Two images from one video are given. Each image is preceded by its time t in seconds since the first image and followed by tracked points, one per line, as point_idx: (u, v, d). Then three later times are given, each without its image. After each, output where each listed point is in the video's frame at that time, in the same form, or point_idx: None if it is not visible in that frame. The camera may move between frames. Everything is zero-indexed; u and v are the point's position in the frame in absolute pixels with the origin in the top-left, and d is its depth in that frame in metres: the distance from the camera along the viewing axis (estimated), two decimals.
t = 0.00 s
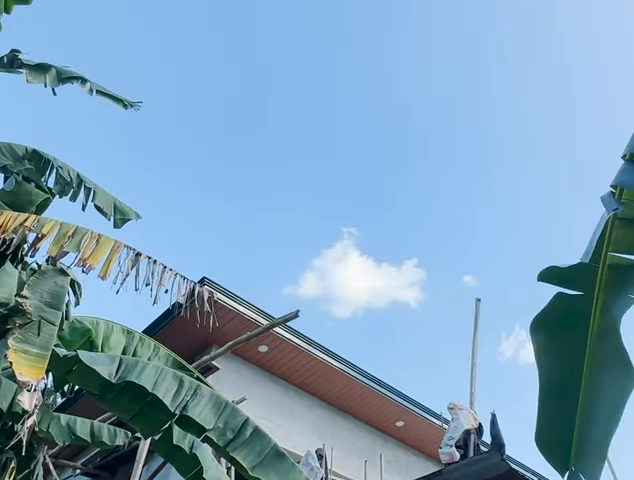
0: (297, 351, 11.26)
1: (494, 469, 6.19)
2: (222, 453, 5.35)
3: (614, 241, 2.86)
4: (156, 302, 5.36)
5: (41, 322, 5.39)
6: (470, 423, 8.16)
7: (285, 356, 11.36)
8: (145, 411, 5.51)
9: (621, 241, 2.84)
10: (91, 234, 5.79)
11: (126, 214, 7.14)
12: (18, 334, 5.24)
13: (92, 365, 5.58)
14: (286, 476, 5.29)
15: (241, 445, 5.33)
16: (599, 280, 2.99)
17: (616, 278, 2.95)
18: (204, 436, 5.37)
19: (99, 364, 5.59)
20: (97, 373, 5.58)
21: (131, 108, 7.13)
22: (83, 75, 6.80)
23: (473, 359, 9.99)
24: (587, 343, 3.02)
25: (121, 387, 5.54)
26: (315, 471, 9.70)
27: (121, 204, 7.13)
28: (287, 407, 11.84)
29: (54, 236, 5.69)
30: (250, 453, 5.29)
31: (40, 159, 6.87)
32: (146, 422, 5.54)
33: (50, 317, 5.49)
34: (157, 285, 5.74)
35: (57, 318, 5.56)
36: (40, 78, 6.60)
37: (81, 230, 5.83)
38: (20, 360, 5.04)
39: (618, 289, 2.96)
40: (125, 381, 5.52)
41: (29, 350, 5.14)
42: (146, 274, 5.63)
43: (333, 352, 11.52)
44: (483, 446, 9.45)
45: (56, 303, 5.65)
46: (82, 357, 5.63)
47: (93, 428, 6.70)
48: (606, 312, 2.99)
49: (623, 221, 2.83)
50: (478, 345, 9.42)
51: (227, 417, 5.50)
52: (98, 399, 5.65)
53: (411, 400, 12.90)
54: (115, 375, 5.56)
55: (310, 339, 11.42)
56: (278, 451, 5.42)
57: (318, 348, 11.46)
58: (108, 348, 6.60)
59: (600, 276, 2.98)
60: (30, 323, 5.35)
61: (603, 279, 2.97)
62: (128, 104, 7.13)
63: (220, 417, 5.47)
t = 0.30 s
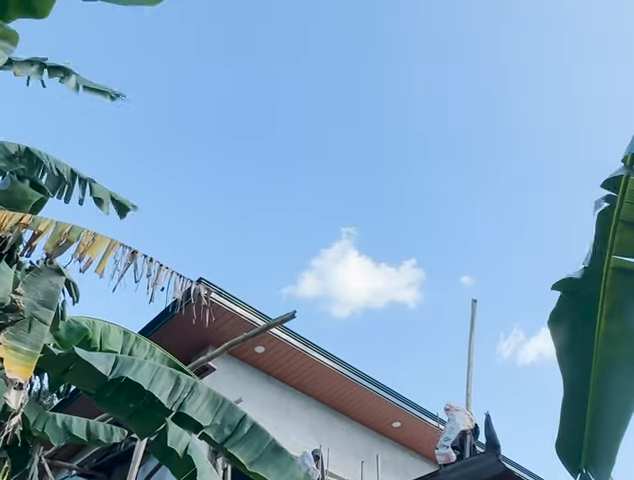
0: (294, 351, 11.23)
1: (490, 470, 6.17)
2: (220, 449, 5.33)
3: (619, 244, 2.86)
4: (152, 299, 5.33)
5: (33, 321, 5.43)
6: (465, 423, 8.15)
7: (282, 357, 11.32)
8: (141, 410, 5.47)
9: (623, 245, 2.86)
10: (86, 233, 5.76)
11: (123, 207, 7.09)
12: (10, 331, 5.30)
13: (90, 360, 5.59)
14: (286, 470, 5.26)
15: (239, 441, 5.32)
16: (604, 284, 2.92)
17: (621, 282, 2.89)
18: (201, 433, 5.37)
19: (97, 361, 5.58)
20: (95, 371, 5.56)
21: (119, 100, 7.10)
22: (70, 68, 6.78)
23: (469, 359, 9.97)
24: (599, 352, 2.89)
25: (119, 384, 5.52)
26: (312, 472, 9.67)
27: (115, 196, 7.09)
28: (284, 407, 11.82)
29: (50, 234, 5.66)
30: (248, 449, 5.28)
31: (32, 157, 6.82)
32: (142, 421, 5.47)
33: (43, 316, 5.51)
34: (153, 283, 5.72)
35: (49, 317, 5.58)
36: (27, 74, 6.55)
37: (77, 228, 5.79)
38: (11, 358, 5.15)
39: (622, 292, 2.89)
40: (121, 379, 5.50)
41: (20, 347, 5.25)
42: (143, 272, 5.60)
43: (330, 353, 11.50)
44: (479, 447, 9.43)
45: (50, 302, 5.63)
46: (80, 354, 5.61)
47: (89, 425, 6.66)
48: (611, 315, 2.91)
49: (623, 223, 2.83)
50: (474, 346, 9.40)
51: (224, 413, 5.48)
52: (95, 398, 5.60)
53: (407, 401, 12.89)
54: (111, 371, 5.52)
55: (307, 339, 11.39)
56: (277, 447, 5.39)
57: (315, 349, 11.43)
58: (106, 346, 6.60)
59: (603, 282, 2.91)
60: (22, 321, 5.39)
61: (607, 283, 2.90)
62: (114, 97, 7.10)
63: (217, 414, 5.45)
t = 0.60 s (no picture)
0: (290, 353, 11.22)
1: (485, 472, 6.15)
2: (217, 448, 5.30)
3: (613, 247, 2.92)
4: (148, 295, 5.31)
5: (35, 323, 5.40)
6: (461, 425, 8.13)
7: (278, 358, 11.31)
8: (138, 411, 5.51)
9: (617, 249, 2.91)
10: (82, 232, 5.73)
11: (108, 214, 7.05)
12: (12, 334, 5.23)
13: (88, 359, 5.58)
14: (283, 469, 5.22)
15: (235, 440, 5.28)
16: (602, 290, 2.99)
17: (615, 288, 2.95)
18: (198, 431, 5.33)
19: (92, 360, 5.57)
20: (91, 369, 5.55)
21: (104, 103, 7.09)
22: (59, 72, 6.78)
23: (465, 361, 9.95)
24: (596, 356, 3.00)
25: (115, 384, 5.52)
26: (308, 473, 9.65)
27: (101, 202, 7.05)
28: (280, 409, 11.80)
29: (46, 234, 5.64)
30: (245, 448, 5.24)
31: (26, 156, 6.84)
32: (140, 423, 5.53)
33: (43, 318, 5.47)
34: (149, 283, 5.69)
35: (49, 319, 5.54)
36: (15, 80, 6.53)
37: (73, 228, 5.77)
38: (15, 361, 5.07)
39: (621, 298, 2.95)
40: (118, 375, 5.49)
41: (22, 350, 5.16)
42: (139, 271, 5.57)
43: (326, 354, 11.49)
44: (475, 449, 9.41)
45: (49, 304, 5.59)
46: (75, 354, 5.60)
47: (85, 426, 6.62)
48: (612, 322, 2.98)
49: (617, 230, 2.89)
50: (470, 347, 9.39)
51: (221, 412, 5.45)
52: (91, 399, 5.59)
53: (403, 403, 12.88)
54: (108, 367, 5.52)
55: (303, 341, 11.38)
56: (274, 446, 5.35)
57: (311, 350, 11.42)
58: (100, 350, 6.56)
59: (600, 288, 2.98)
60: (24, 324, 5.34)
61: (603, 289, 2.97)
62: (100, 100, 7.08)
63: (214, 413, 5.41)
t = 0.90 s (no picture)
0: (288, 355, 11.20)
1: (482, 475, 6.14)
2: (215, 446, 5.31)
3: (602, 248, 2.78)
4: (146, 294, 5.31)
5: (44, 328, 5.39)
6: (459, 428, 8.10)
7: (276, 361, 11.30)
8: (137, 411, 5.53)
9: (607, 249, 2.77)
10: (79, 236, 5.73)
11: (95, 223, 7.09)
12: (25, 341, 5.22)
13: (85, 359, 5.55)
14: (279, 470, 5.22)
15: (232, 439, 5.27)
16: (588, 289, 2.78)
17: (606, 286, 2.74)
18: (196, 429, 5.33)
19: (89, 360, 5.54)
20: (88, 369, 5.54)
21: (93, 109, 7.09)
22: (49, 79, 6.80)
23: (463, 364, 9.95)
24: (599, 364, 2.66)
25: (114, 384, 5.52)
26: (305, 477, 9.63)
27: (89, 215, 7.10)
28: (277, 411, 11.79)
29: (43, 237, 5.63)
30: (242, 447, 5.23)
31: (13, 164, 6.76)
32: (140, 422, 5.61)
33: (50, 324, 5.46)
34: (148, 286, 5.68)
35: (55, 324, 5.54)
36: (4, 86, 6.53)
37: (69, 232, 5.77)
38: (29, 366, 5.12)
39: (613, 297, 2.72)
40: (116, 375, 5.48)
41: (35, 356, 5.18)
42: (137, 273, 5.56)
43: (323, 357, 11.49)
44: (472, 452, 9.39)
45: (54, 310, 5.60)
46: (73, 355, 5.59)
47: (81, 432, 6.60)
48: (605, 316, 2.71)
49: (607, 229, 2.79)
50: (467, 350, 9.38)
51: (218, 411, 5.42)
52: (89, 400, 5.59)
53: (401, 406, 12.86)
54: (105, 366, 5.52)
55: (301, 344, 11.37)
56: (270, 447, 5.34)
57: (309, 353, 11.41)
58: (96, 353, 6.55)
59: (589, 288, 2.78)
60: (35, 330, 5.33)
61: (592, 289, 2.75)
62: (89, 106, 7.08)
63: (212, 412, 5.38)
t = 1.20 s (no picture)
0: (287, 360, 11.19)
1: None
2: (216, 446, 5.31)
3: (597, 250, 2.79)
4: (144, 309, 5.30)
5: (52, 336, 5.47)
6: (458, 433, 8.09)
7: (275, 366, 11.28)
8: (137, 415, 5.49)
9: (602, 252, 2.78)
10: (79, 248, 5.72)
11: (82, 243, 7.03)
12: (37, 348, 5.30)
13: (83, 366, 5.55)
14: (280, 472, 5.22)
15: (233, 440, 5.26)
16: (581, 292, 2.76)
17: (601, 290, 2.75)
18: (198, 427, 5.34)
19: (87, 367, 5.54)
20: (86, 375, 5.52)
21: (89, 115, 7.09)
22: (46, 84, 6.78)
23: (462, 369, 9.94)
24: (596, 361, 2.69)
25: (113, 388, 5.50)
26: None
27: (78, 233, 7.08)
28: (277, 416, 11.78)
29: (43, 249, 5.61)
30: (242, 448, 5.23)
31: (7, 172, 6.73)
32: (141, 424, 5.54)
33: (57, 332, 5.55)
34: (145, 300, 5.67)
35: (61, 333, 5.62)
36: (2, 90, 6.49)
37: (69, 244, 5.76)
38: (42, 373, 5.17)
39: (612, 300, 2.73)
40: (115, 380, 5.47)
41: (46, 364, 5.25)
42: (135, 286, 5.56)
43: (323, 362, 11.48)
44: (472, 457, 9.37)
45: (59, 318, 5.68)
46: (70, 360, 5.59)
47: (79, 438, 6.58)
48: (608, 322, 2.72)
49: (603, 231, 2.78)
50: (467, 355, 9.38)
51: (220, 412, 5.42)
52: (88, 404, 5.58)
53: (401, 411, 12.84)
54: (104, 372, 5.49)
55: (300, 348, 11.36)
56: (270, 449, 5.35)
57: (309, 358, 11.39)
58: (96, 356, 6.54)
59: (583, 293, 2.75)
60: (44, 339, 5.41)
61: (587, 293, 2.74)
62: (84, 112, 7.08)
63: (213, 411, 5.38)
